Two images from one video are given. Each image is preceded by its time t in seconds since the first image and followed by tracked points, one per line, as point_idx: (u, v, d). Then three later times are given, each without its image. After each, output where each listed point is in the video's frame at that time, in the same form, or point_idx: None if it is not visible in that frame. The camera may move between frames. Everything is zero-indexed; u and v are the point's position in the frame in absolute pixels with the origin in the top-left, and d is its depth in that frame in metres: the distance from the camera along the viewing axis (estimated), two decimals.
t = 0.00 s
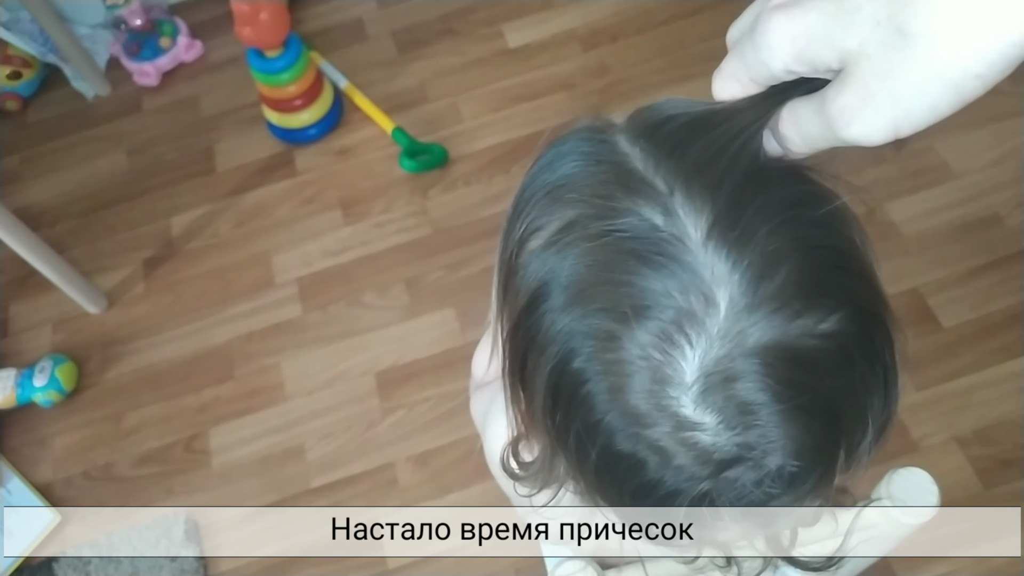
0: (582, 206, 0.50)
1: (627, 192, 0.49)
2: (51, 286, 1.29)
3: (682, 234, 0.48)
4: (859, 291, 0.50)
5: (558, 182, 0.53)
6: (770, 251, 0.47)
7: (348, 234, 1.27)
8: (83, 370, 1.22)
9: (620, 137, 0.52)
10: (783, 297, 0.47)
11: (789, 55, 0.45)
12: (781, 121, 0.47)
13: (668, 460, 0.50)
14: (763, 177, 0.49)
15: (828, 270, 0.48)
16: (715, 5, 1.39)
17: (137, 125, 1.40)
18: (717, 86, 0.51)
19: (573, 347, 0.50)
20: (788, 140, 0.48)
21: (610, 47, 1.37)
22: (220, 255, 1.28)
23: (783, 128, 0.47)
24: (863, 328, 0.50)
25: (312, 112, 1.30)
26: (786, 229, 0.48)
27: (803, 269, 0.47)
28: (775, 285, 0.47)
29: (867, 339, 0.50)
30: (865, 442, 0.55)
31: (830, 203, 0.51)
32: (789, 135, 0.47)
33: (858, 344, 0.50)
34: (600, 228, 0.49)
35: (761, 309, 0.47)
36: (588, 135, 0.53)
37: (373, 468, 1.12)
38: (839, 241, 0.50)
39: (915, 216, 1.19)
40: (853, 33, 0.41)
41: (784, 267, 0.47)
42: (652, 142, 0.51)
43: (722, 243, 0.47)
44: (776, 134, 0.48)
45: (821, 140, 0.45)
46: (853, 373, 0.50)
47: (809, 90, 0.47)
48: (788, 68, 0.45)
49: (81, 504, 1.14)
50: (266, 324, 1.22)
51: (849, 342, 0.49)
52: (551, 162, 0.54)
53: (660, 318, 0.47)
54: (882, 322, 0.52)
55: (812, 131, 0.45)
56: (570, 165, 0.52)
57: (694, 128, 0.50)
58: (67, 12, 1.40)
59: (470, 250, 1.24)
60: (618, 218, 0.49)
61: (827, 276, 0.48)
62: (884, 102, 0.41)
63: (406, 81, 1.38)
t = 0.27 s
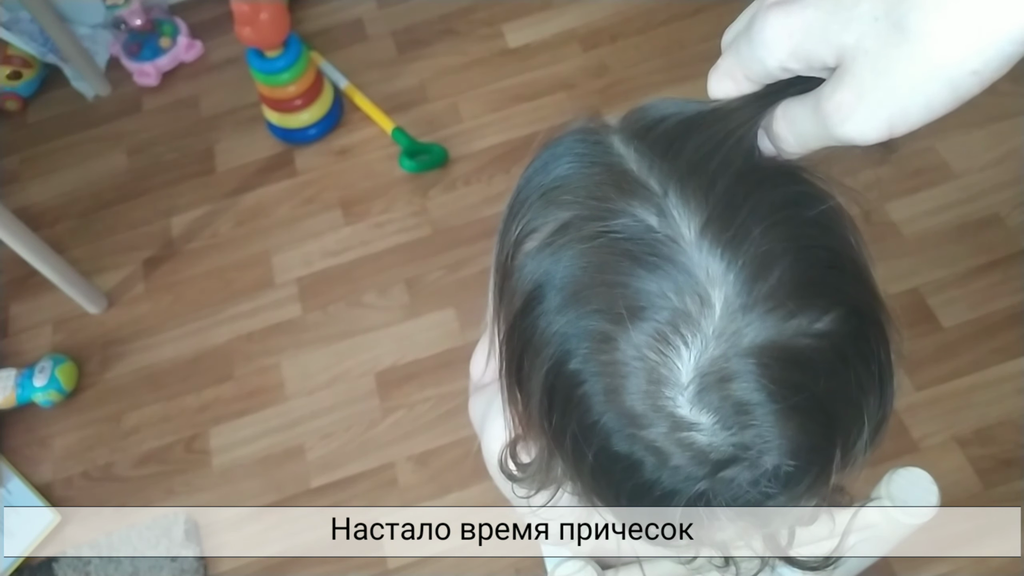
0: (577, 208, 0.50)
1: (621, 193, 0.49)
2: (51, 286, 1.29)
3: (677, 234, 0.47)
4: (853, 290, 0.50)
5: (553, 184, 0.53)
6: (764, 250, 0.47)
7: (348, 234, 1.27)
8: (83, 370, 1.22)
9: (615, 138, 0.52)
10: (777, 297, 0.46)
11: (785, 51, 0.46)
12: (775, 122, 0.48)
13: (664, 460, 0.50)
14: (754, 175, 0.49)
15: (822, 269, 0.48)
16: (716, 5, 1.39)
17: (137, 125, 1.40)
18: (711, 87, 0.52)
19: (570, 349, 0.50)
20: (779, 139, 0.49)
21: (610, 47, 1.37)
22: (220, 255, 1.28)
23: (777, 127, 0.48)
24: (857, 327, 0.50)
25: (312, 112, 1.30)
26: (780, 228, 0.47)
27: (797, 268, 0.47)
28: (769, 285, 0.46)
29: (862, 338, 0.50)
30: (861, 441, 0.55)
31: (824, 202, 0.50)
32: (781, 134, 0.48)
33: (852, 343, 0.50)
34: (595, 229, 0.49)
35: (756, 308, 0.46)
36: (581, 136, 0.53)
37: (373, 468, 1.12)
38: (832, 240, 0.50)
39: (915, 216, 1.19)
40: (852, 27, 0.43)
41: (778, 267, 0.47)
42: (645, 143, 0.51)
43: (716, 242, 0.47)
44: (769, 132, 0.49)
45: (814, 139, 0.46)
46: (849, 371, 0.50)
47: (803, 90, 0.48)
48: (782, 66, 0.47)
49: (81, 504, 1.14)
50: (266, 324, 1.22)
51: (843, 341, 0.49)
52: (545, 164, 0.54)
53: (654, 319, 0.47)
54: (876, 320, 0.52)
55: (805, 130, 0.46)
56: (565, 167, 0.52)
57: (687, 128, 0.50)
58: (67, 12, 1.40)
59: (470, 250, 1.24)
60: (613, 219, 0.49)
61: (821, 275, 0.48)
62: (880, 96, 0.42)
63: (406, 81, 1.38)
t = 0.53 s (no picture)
0: (582, 205, 0.50)
1: (627, 191, 0.49)
2: (51, 286, 1.29)
3: (682, 233, 0.47)
4: (859, 292, 0.50)
5: (558, 180, 0.52)
6: (770, 251, 0.47)
7: (348, 234, 1.27)
8: (83, 370, 1.22)
9: (621, 135, 0.52)
10: (782, 298, 0.46)
11: (803, 45, 0.48)
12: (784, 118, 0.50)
13: (666, 459, 0.50)
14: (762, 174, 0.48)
15: (827, 270, 0.48)
16: (716, 5, 1.39)
17: (137, 125, 1.40)
18: (722, 82, 0.55)
19: (573, 346, 0.50)
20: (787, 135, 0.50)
21: (610, 48, 1.37)
22: (220, 255, 1.28)
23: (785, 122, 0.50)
24: (862, 329, 0.50)
25: (312, 112, 1.30)
26: (787, 229, 0.47)
27: (803, 269, 0.47)
28: (775, 286, 0.46)
29: (866, 340, 0.50)
30: (864, 443, 0.55)
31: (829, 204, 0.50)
32: (791, 128, 0.50)
33: (857, 345, 0.49)
34: (600, 227, 0.49)
35: (761, 309, 0.46)
36: (588, 133, 0.53)
37: (373, 468, 1.12)
38: (839, 242, 0.49)
39: (915, 216, 1.19)
40: (872, 21, 0.44)
41: (783, 267, 0.47)
42: (652, 141, 0.50)
43: (722, 242, 0.47)
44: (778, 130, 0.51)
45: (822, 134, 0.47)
46: (852, 374, 0.50)
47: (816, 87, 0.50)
48: (799, 60, 0.49)
49: (81, 504, 1.14)
50: (266, 324, 1.22)
51: (847, 343, 0.49)
52: (551, 160, 0.54)
53: (658, 318, 0.47)
54: (881, 323, 0.52)
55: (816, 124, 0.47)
56: (571, 163, 0.52)
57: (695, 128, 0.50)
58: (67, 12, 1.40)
59: (470, 250, 1.24)
60: (618, 217, 0.49)
61: (826, 277, 0.48)
62: (896, 88, 0.43)
63: (406, 81, 1.38)
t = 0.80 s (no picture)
0: (590, 207, 0.50)
1: (635, 193, 0.49)
2: (51, 286, 1.29)
3: (690, 235, 0.47)
4: (866, 296, 0.50)
5: (565, 181, 0.52)
6: (778, 254, 0.47)
7: (348, 234, 1.27)
8: (83, 370, 1.22)
9: (629, 136, 0.51)
10: (790, 301, 0.46)
11: (829, 35, 0.48)
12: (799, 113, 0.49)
13: (673, 462, 0.50)
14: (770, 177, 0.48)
15: (835, 273, 0.48)
16: (715, 5, 1.39)
17: (137, 125, 1.40)
18: (738, 80, 0.54)
19: (580, 349, 0.50)
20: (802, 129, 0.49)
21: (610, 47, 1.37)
22: (220, 255, 1.28)
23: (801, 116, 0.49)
24: (869, 333, 0.50)
25: (312, 112, 1.30)
26: (795, 232, 0.47)
27: (811, 271, 0.47)
28: (783, 288, 0.46)
29: (874, 343, 0.50)
30: (870, 446, 0.55)
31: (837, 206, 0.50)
32: (809, 122, 0.48)
33: (864, 348, 0.50)
34: (607, 229, 0.49)
35: (769, 311, 0.46)
36: (595, 134, 0.52)
37: (373, 468, 1.12)
38: (847, 244, 0.49)
39: (915, 216, 1.19)
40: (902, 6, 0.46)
41: (792, 270, 0.47)
42: (659, 142, 0.50)
43: (730, 245, 0.47)
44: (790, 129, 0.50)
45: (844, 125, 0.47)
46: (859, 377, 0.50)
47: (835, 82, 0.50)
48: (824, 52, 0.49)
49: (81, 503, 1.14)
50: (266, 324, 1.22)
51: (854, 346, 0.49)
52: (558, 161, 0.53)
53: (666, 321, 0.47)
54: (889, 327, 0.52)
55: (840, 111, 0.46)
56: (578, 164, 0.52)
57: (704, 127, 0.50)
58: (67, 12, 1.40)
59: (470, 250, 1.24)
60: (626, 219, 0.48)
61: (835, 280, 0.48)
62: (932, 70, 0.44)
63: (406, 81, 1.38)
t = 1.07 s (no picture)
0: (589, 208, 0.50)
1: (634, 194, 0.49)
2: (51, 286, 1.29)
3: (688, 237, 0.47)
4: (865, 298, 0.49)
5: (564, 181, 0.52)
6: (777, 255, 0.46)
7: (348, 234, 1.27)
8: (83, 370, 1.22)
9: (629, 136, 0.51)
10: (789, 303, 0.46)
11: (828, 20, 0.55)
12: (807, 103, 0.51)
13: (671, 463, 0.51)
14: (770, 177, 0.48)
15: (835, 275, 0.48)
16: (715, 5, 1.39)
17: (137, 125, 1.40)
18: (734, 77, 0.59)
19: (578, 350, 0.50)
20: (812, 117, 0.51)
21: (610, 48, 1.37)
22: (220, 255, 1.28)
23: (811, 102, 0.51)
24: (868, 335, 0.50)
25: (312, 112, 1.30)
26: (795, 233, 0.47)
27: (810, 273, 0.47)
28: (782, 291, 0.46)
29: (873, 345, 0.50)
30: (869, 448, 0.55)
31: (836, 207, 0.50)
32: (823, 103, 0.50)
33: (863, 350, 0.49)
34: (606, 230, 0.49)
35: (767, 313, 0.46)
36: (594, 134, 0.52)
37: (373, 468, 1.12)
38: (846, 246, 0.49)
39: (915, 216, 1.19)
40: None
41: (791, 272, 0.46)
42: (659, 143, 0.50)
43: (729, 246, 0.46)
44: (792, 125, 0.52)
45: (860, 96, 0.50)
46: (858, 379, 0.50)
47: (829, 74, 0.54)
48: (824, 36, 0.56)
49: (81, 504, 1.14)
50: (265, 324, 1.22)
51: (854, 348, 0.49)
52: (557, 161, 0.53)
53: (665, 323, 0.47)
54: (888, 329, 0.52)
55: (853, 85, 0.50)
56: (577, 164, 0.52)
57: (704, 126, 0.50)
58: (67, 12, 1.40)
59: (470, 250, 1.24)
60: (624, 221, 0.48)
61: (834, 282, 0.48)
62: (930, 34, 0.52)
63: (406, 81, 1.38)
